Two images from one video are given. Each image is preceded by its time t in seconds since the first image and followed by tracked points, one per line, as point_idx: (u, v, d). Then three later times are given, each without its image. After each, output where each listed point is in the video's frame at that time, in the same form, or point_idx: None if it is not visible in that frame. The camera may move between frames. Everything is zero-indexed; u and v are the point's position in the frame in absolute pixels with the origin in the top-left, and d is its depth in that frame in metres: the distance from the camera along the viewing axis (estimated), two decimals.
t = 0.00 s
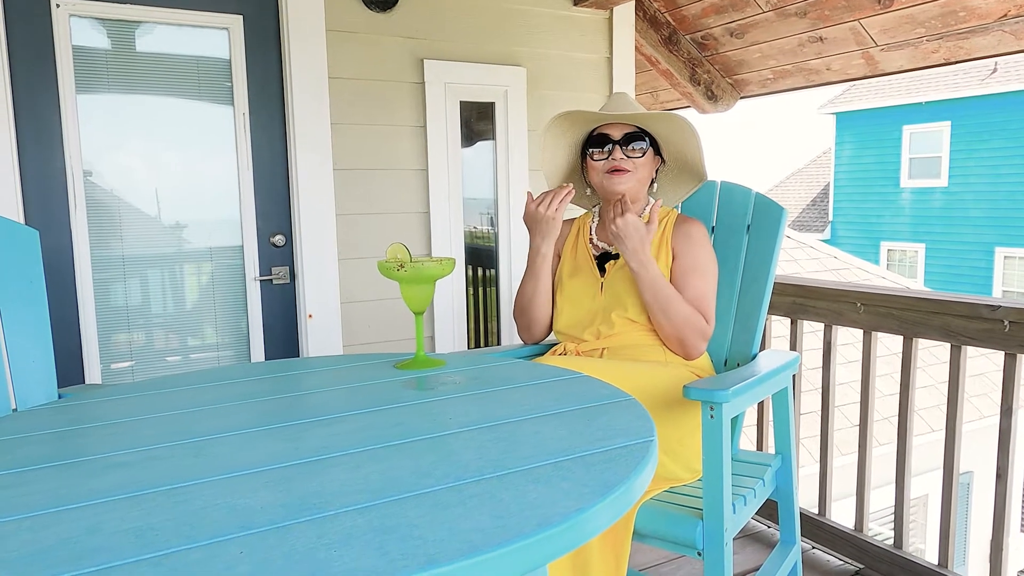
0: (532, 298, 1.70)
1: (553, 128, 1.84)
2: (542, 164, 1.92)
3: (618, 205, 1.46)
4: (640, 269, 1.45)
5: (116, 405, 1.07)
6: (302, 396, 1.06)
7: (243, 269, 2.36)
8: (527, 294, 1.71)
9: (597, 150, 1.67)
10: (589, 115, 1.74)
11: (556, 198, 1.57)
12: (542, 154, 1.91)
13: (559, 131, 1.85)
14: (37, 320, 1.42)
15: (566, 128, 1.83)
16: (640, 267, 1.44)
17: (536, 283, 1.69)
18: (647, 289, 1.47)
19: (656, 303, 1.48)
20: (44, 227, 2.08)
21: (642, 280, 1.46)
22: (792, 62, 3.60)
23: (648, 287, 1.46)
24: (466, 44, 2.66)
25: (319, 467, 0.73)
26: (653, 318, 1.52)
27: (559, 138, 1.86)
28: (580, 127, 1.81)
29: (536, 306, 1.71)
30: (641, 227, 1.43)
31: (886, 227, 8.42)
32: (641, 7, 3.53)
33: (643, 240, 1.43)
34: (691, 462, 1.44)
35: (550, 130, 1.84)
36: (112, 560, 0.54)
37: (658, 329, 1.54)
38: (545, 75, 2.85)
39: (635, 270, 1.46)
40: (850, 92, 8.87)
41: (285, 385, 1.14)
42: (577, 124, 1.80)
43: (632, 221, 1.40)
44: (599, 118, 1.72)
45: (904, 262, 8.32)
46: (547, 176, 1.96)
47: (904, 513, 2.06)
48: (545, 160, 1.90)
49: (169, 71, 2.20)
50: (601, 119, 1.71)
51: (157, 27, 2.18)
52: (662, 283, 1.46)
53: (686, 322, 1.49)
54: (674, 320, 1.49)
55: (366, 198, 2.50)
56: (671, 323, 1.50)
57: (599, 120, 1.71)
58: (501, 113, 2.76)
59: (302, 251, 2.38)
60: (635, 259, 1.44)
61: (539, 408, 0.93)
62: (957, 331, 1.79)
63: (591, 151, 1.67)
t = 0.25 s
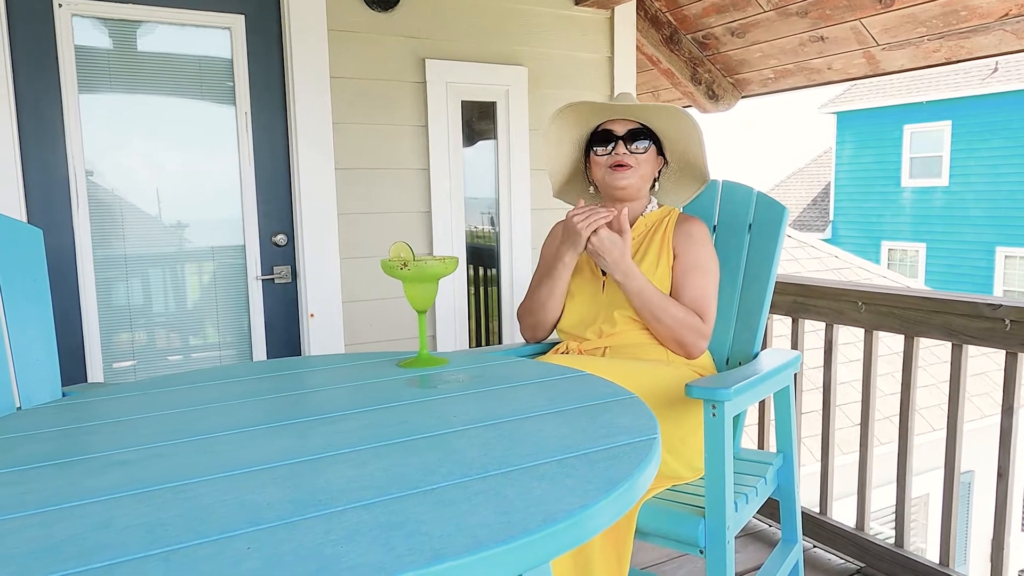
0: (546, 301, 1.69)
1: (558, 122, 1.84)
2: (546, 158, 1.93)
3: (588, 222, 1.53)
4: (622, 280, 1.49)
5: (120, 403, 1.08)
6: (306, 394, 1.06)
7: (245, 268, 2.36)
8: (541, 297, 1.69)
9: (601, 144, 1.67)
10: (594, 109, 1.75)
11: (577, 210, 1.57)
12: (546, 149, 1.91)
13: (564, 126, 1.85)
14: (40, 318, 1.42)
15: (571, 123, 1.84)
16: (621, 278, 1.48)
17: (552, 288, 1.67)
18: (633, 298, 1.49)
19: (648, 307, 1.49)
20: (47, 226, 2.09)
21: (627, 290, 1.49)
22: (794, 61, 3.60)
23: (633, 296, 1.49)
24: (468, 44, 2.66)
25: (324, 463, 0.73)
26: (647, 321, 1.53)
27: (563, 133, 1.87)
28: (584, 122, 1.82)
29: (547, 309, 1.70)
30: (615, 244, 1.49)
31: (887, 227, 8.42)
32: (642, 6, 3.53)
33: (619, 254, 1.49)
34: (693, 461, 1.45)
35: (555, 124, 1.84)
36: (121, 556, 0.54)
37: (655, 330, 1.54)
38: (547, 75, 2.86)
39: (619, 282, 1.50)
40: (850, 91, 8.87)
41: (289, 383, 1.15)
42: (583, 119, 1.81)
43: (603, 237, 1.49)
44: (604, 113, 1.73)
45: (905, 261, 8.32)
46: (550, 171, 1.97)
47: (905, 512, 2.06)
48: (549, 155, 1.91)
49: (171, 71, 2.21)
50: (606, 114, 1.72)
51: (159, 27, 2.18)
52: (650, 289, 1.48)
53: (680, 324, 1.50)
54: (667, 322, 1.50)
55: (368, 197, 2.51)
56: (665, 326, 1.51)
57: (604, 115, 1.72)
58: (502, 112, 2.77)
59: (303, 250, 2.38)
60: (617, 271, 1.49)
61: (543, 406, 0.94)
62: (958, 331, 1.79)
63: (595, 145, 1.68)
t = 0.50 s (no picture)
0: (548, 300, 1.69)
1: (559, 124, 1.84)
2: (548, 160, 1.93)
3: (590, 219, 1.54)
4: (626, 275, 1.49)
5: (123, 401, 1.08)
6: (310, 392, 1.07)
7: (246, 267, 2.37)
8: (542, 296, 1.69)
9: (603, 146, 1.67)
10: (595, 112, 1.74)
11: (578, 210, 1.58)
12: (548, 150, 1.91)
13: (565, 127, 1.85)
14: (43, 316, 1.43)
15: (572, 124, 1.84)
16: (625, 274, 1.49)
17: (554, 286, 1.67)
18: (637, 294, 1.50)
19: (651, 303, 1.50)
20: (49, 224, 2.10)
21: (630, 287, 1.50)
22: (794, 61, 3.61)
23: (637, 292, 1.50)
24: (469, 43, 2.67)
25: (328, 460, 0.74)
26: (650, 318, 1.53)
27: (565, 134, 1.87)
28: (585, 123, 1.82)
29: (549, 308, 1.70)
30: (618, 239, 1.50)
31: (887, 227, 8.42)
32: (643, 6, 3.54)
33: (623, 249, 1.50)
34: (694, 459, 1.45)
35: (556, 126, 1.84)
36: (130, 550, 0.55)
37: (657, 328, 1.55)
38: (547, 74, 2.86)
39: (622, 277, 1.50)
40: (851, 91, 8.86)
41: (292, 381, 1.15)
42: (584, 121, 1.80)
43: (607, 233, 1.50)
44: (605, 115, 1.73)
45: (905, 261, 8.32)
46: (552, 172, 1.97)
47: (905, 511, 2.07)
48: (550, 156, 1.91)
49: (173, 70, 2.21)
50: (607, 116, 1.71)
51: (160, 26, 2.19)
52: (653, 285, 1.49)
53: (682, 321, 1.51)
54: (669, 319, 1.50)
55: (369, 197, 2.51)
56: (667, 323, 1.51)
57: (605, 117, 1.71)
58: (503, 111, 2.77)
59: (305, 250, 2.39)
60: (620, 266, 1.50)
61: (545, 404, 0.94)
62: (959, 329, 1.80)
63: (597, 147, 1.68)
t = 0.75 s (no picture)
0: (550, 300, 1.69)
1: (557, 132, 1.84)
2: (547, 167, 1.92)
3: (594, 220, 1.56)
4: (628, 275, 1.50)
5: (130, 398, 1.09)
6: (316, 389, 1.07)
7: (250, 266, 2.37)
8: (545, 295, 1.69)
9: (602, 152, 1.68)
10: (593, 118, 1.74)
11: (582, 211, 1.61)
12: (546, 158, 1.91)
13: (562, 135, 1.85)
14: (49, 315, 1.44)
15: (569, 132, 1.83)
16: (627, 274, 1.50)
17: (557, 285, 1.67)
18: (639, 294, 1.51)
19: (653, 303, 1.51)
20: (53, 222, 2.10)
21: (633, 287, 1.51)
22: (796, 60, 3.61)
23: (639, 292, 1.51)
24: (470, 42, 2.67)
25: (337, 456, 0.74)
26: (653, 318, 1.54)
27: (563, 142, 1.86)
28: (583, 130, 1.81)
29: (552, 307, 1.70)
30: (616, 240, 1.51)
31: (888, 226, 8.42)
32: (645, 5, 3.54)
33: (626, 250, 1.50)
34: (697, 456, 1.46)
35: (554, 134, 1.84)
36: (144, 543, 0.55)
37: (660, 327, 1.56)
38: (549, 73, 2.87)
39: (625, 277, 1.51)
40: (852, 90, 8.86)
41: (297, 378, 1.16)
42: (581, 128, 1.80)
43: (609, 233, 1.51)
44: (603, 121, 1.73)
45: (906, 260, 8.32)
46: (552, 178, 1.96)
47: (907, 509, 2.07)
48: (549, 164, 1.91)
49: (176, 69, 2.22)
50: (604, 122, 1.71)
51: (163, 25, 2.19)
52: (656, 285, 1.50)
53: (684, 321, 1.51)
54: (672, 319, 1.51)
55: (372, 196, 2.52)
56: (670, 323, 1.52)
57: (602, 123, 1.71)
58: (505, 111, 2.78)
59: (308, 249, 2.40)
60: (624, 266, 1.50)
61: (550, 400, 0.95)
62: (960, 328, 1.80)
63: (597, 153, 1.68)
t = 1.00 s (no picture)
0: (553, 299, 1.70)
1: (560, 128, 1.85)
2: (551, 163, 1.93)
3: (595, 219, 1.56)
4: (631, 275, 1.51)
5: (137, 397, 1.10)
6: (323, 387, 1.08)
7: (252, 266, 2.38)
8: (548, 295, 1.70)
9: (604, 147, 1.68)
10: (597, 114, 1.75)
11: (584, 209, 1.61)
12: (550, 154, 1.92)
13: (565, 130, 1.86)
14: (55, 314, 1.45)
15: (573, 129, 1.84)
16: (629, 275, 1.51)
17: (560, 285, 1.68)
18: (642, 295, 1.51)
19: (656, 303, 1.51)
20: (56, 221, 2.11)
21: (635, 287, 1.51)
22: (797, 60, 3.62)
23: (641, 292, 1.51)
24: (472, 42, 2.68)
25: (345, 453, 0.75)
26: (655, 318, 1.55)
27: (566, 138, 1.87)
28: (586, 126, 1.82)
29: (555, 306, 1.70)
30: (618, 239, 1.51)
31: (888, 226, 8.43)
32: (646, 5, 3.55)
33: (628, 250, 1.51)
34: (700, 454, 1.46)
35: (557, 130, 1.85)
36: (159, 537, 0.56)
37: (662, 327, 1.56)
38: (551, 73, 2.87)
39: (627, 277, 1.52)
40: (852, 90, 8.87)
41: (304, 377, 1.17)
42: (584, 123, 1.81)
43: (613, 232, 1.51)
44: (606, 117, 1.74)
45: (906, 260, 8.33)
46: (556, 175, 1.97)
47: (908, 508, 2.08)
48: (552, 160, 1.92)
49: (178, 69, 2.22)
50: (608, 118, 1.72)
51: (164, 25, 2.20)
52: (658, 285, 1.51)
53: (687, 321, 1.52)
54: (674, 319, 1.52)
55: (374, 196, 2.53)
56: (672, 323, 1.53)
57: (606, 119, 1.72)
58: (506, 110, 2.78)
59: (310, 248, 2.41)
60: (626, 266, 1.51)
61: (556, 398, 0.96)
62: (962, 327, 1.81)
63: (598, 149, 1.69)
